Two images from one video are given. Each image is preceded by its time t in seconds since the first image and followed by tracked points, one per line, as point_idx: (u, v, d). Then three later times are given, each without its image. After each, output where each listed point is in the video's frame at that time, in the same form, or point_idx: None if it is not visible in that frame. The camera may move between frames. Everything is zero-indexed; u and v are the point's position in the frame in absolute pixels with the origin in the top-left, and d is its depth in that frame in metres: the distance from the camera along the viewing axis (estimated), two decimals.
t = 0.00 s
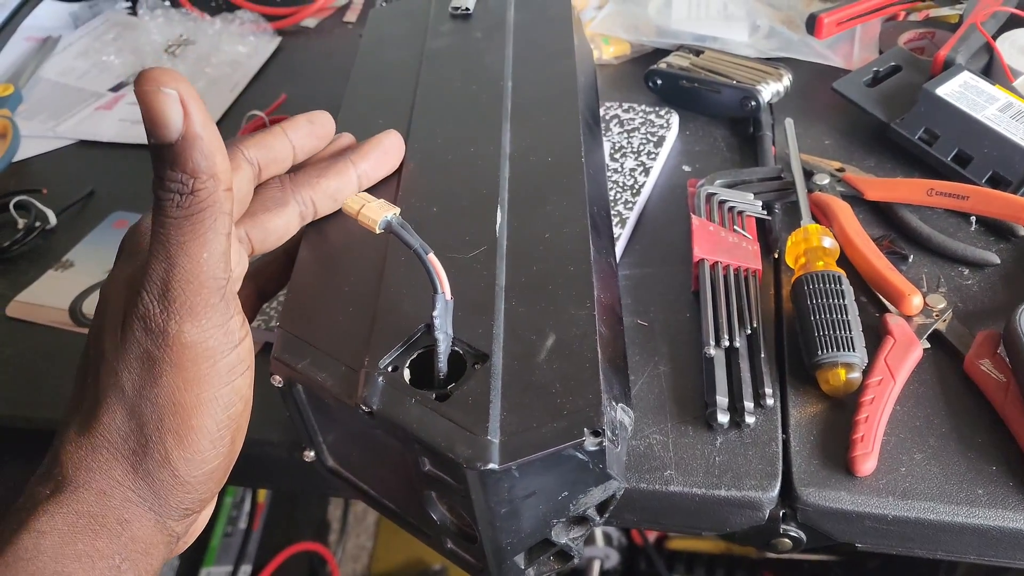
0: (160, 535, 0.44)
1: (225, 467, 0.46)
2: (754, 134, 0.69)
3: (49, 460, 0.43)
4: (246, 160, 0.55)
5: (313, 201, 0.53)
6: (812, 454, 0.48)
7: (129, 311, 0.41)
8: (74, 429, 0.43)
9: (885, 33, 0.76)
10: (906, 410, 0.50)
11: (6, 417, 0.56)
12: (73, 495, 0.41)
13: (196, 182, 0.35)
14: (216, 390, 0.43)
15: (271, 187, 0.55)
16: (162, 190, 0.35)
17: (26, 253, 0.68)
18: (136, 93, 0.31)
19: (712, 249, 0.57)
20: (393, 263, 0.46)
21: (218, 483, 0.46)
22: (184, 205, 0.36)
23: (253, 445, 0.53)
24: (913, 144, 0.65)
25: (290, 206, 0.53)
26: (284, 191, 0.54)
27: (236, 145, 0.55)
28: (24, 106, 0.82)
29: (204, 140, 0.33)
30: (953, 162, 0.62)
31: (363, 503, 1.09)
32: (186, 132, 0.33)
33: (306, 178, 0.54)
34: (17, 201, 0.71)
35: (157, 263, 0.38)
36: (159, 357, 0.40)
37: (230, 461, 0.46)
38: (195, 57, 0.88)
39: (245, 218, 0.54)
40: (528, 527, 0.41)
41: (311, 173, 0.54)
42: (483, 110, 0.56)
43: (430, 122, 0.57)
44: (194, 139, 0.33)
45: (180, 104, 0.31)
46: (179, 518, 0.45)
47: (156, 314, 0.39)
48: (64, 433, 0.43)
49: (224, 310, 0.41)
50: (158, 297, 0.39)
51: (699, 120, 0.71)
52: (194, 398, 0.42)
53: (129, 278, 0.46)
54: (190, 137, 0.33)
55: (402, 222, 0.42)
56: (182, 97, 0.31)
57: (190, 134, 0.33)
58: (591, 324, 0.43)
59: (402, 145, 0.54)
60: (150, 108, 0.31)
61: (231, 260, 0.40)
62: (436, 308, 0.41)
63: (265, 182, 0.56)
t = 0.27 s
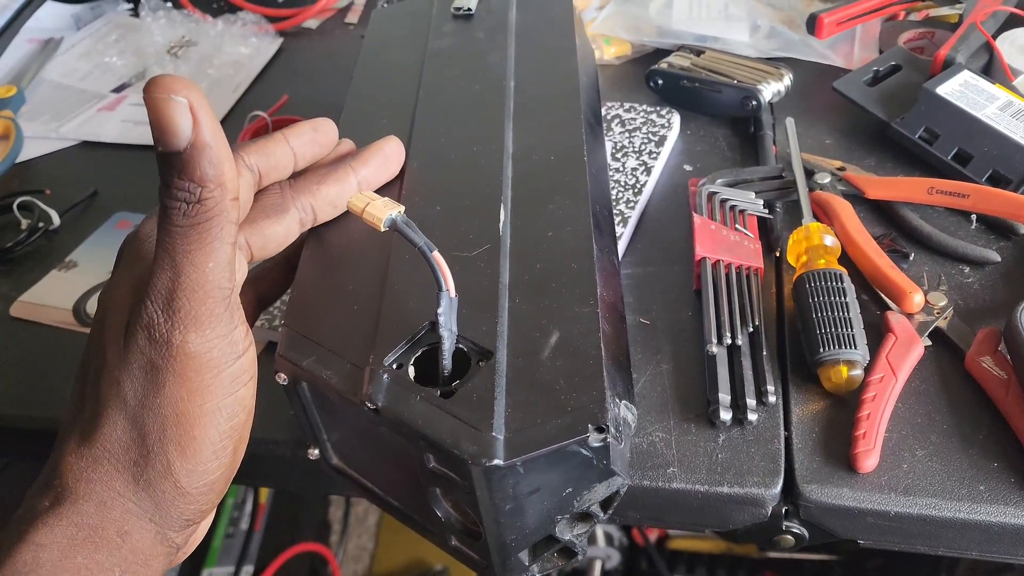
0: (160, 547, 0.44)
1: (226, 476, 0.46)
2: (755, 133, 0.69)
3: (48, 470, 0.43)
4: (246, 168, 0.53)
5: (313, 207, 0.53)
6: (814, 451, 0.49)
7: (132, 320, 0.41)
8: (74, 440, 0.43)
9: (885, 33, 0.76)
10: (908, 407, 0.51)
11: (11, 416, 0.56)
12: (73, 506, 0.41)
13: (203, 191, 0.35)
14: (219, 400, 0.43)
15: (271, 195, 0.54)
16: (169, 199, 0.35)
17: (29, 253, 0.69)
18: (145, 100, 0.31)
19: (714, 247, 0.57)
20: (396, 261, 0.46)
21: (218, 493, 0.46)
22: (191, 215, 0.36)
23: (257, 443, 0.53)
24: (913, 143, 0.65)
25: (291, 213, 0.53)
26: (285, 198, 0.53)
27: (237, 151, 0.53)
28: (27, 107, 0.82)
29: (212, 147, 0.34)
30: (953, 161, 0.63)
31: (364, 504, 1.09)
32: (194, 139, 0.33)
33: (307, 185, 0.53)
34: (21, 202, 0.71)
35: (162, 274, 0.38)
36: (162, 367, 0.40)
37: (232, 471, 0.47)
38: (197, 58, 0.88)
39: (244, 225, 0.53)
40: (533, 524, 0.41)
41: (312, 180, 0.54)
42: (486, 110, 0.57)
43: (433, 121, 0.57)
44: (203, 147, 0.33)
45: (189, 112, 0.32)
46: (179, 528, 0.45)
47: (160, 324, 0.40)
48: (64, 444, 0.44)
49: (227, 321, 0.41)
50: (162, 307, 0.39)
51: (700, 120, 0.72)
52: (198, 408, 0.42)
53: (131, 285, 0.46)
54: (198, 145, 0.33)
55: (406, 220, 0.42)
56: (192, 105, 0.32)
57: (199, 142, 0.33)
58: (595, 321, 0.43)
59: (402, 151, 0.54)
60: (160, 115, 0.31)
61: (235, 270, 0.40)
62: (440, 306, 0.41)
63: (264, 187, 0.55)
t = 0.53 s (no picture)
0: (158, 552, 0.45)
1: (226, 482, 0.46)
2: (754, 133, 0.69)
3: (46, 478, 0.43)
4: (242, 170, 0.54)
5: (309, 211, 0.53)
6: (814, 449, 0.49)
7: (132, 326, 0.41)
8: (72, 447, 0.43)
9: (883, 33, 0.77)
10: (907, 404, 0.51)
11: (12, 416, 0.56)
12: (70, 515, 0.41)
13: (205, 197, 0.35)
14: (219, 406, 0.43)
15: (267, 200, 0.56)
16: (170, 204, 0.36)
17: (30, 253, 0.69)
18: (147, 105, 0.31)
19: (713, 246, 0.57)
20: (397, 260, 0.47)
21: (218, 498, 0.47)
22: (191, 220, 0.36)
23: (259, 442, 0.53)
24: (912, 142, 0.65)
25: (287, 217, 0.54)
26: (281, 202, 0.55)
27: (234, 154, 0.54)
28: (28, 109, 0.83)
29: (214, 153, 0.34)
30: (952, 160, 0.63)
31: (365, 505, 1.08)
32: (196, 144, 0.33)
33: (304, 190, 0.54)
34: (22, 202, 0.71)
35: (163, 280, 0.38)
36: (162, 373, 0.40)
37: (231, 476, 0.47)
38: (197, 59, 0.88)
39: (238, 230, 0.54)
40: (533, 521, 0.42)
41: (309, 184, 0.55)
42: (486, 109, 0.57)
43: (433, 121, 0.57)
44: (205, 152, 0.33)
45: (192, 118, 0.32)
46: (177, 534, 0.45)
47: (161, 330, 0.40)
48: (61, 449, 0.44)
49: (228, 327, 0.41)
50: (162, 313, 0.39)
51: (699, 120, 0.72)
52: (198, 415, 0.42)
53: (134, 290, 0.47)
54: (200, 150, 0.33)
55: (407, 218, 0.42)
56: (195, 111, 0.32)
57: (201, 147, 0.33)
58: (595, 318, 0.43)
59: (400, 155, 0.54)
60: (162, 123, 0.31)
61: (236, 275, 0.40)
62: (441, 304, 0.41)
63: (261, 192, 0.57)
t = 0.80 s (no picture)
0: (155, 567, 0.44)
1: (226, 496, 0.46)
2: (752, 134, 0.69)
3: (45, 486, 0.43)
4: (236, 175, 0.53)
5: (306, 215, 0.52)
6: (812, 451, 0.49)
7: (134, 338, 0.41)
8: (70, 457, 0.43)
9: (882, 35, 0.77)
10: (905, 406, 0.51)
11: (10, 419, 0.56)
12: (66, 526, 0.41)
13: (211, 210, 0.35)
14: (219, 421, 0.42)
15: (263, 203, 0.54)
16: (178, 216, 0.36)
17: (28, 256, 0.69)
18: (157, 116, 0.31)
19: (711, 248, 0.57)
20: (395, 262, 0.47)
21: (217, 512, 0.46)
22: (197, 233, 0.36)
23: (257, 445, 0.53)
24: (910, 143, 0.65)
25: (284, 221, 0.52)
26: (277, 206, 0.53)
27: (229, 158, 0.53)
28: (26, 111, 0.83)
29: (223, 165, 0.34)
30: (950, 161, 0.63)
31: (364, 507, 1.10)
32: (205, 156, 0.33)
33: (301, 194, 0.53)
34: (20, 205, 0.71)
35: (167, 293, 0.39)
36: (162, 386, 0.40)
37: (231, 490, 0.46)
38: (196, 62, 0.88)
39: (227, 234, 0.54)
40: (531, 524, 0.42)
41: (307, 189, 0.53)
42: (485, 111, 0.57)
43: (431, 123, 0.57)
44: (213, 164, 0.34)
45: (202, 129, 0.32)
46: (174, 549, 0.45)
47: (162, 343, 0.40)
48: (59, 460, 0.44)
49: (231, 341, 0.41)
50: (165, 325, 0.39)
51: (697, 122, 0.72)
52: (197, 430, 0.41)
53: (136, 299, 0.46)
54: (209, 162, 0.33)
55: (404, 221, 0.42)
56: (205, 122, 0.32)
57: (210, 159, 0.33)
58: (593, 321, 0.43)
59: (396, 160, 0.54)
60: (172, 132, 0.31)
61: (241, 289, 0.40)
62: (439, 306, 0.41)
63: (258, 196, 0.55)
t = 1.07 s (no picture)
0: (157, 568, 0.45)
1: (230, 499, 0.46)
2: (754, 134, 0.70)
3: (48, 490, 0.43)
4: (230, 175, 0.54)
5: (304, 215, 0.52)
6: (815, 449, 0.49)
7: (139, 343, 0.40)
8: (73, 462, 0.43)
9: (882, 35, 0.77)
10: (908, 404, 0.51)
11: (14, 418, 0.56)
12: (70, 530, 0.42)
13: (221, 217, 0.35)
14: (224, 427, 0.42)
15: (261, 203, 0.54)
16: (185, 222, 0.35)
17: (31, 256, 0.69)
18: (166, 121, 0.31)
19: (714, 247, 0.58)
20: (399, 261, 0.47)
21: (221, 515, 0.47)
22: (204, 238, 0.36)
23: (261, 444, 0.54)
24: (911, 143, 0.65)
25: (282, 221, 0.52)
26: (275, 206, 0.53)
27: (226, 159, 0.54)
28: (28, 112, 0.83)
29: (232, 171, 0.34)
30: (952, 161, 0.63)
31: (365, 507, 1.10)
32: (215, 162, 0.33)
33: (299, 194, 0.52)
34: (23, 205, 0.71)
35: (173, 298, 0.38)
36: (168, 393, 0.40)
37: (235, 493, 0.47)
38: (198, 62, 0.88)
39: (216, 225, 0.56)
40: (536, 522, 0.42)
41: (305, 189, 0.53)
42: (488, 111, 0.57)
43: (434, 123, 0.57)
44: (222, 169, 0.33)
45: (211, 135, 0.32)
46: (178, 551, 0.45)
47: (168, 349, 0.40)
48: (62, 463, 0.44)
49: (236, 347, 0.41)
50: (171, 331, 0.39)
51: (699, 122, 0.72)
52: (202, 436, 0.42)
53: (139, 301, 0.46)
54: (219, 168, 0.33)
55: (409, 219, 0.43)
56: (214, 128, 0.32)
57: (220, 165, 0.33)
58: (596, 319, 0.44)
59: (395, 163, 0.54)
60: (182, 139, 0.31)
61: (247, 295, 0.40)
62: (444, 305, 0.41)
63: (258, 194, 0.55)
